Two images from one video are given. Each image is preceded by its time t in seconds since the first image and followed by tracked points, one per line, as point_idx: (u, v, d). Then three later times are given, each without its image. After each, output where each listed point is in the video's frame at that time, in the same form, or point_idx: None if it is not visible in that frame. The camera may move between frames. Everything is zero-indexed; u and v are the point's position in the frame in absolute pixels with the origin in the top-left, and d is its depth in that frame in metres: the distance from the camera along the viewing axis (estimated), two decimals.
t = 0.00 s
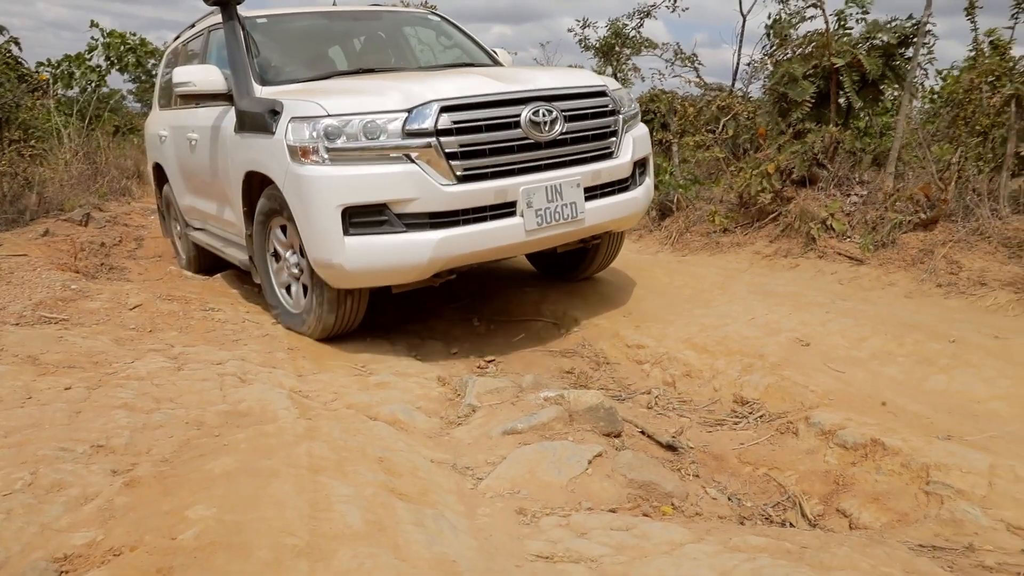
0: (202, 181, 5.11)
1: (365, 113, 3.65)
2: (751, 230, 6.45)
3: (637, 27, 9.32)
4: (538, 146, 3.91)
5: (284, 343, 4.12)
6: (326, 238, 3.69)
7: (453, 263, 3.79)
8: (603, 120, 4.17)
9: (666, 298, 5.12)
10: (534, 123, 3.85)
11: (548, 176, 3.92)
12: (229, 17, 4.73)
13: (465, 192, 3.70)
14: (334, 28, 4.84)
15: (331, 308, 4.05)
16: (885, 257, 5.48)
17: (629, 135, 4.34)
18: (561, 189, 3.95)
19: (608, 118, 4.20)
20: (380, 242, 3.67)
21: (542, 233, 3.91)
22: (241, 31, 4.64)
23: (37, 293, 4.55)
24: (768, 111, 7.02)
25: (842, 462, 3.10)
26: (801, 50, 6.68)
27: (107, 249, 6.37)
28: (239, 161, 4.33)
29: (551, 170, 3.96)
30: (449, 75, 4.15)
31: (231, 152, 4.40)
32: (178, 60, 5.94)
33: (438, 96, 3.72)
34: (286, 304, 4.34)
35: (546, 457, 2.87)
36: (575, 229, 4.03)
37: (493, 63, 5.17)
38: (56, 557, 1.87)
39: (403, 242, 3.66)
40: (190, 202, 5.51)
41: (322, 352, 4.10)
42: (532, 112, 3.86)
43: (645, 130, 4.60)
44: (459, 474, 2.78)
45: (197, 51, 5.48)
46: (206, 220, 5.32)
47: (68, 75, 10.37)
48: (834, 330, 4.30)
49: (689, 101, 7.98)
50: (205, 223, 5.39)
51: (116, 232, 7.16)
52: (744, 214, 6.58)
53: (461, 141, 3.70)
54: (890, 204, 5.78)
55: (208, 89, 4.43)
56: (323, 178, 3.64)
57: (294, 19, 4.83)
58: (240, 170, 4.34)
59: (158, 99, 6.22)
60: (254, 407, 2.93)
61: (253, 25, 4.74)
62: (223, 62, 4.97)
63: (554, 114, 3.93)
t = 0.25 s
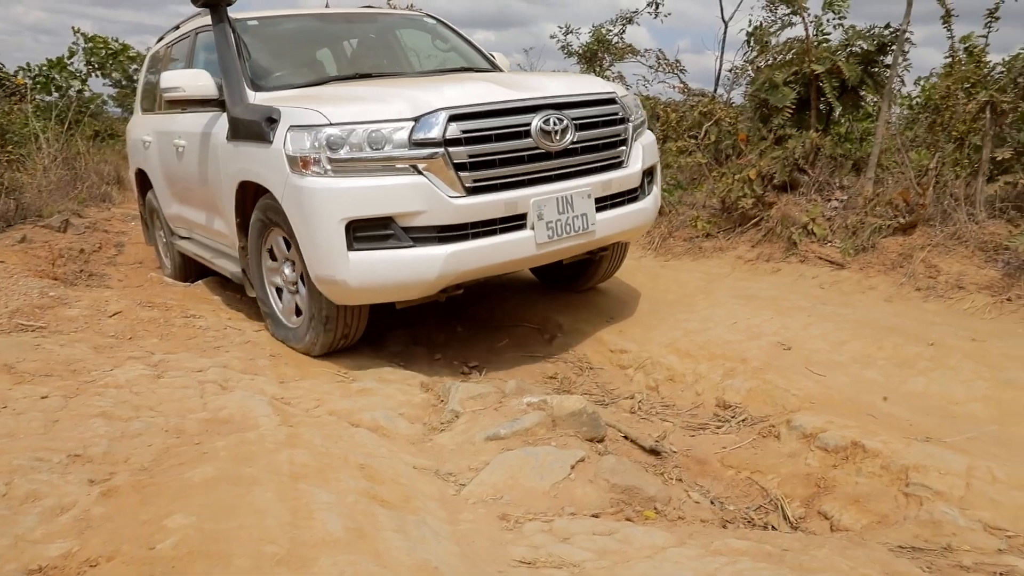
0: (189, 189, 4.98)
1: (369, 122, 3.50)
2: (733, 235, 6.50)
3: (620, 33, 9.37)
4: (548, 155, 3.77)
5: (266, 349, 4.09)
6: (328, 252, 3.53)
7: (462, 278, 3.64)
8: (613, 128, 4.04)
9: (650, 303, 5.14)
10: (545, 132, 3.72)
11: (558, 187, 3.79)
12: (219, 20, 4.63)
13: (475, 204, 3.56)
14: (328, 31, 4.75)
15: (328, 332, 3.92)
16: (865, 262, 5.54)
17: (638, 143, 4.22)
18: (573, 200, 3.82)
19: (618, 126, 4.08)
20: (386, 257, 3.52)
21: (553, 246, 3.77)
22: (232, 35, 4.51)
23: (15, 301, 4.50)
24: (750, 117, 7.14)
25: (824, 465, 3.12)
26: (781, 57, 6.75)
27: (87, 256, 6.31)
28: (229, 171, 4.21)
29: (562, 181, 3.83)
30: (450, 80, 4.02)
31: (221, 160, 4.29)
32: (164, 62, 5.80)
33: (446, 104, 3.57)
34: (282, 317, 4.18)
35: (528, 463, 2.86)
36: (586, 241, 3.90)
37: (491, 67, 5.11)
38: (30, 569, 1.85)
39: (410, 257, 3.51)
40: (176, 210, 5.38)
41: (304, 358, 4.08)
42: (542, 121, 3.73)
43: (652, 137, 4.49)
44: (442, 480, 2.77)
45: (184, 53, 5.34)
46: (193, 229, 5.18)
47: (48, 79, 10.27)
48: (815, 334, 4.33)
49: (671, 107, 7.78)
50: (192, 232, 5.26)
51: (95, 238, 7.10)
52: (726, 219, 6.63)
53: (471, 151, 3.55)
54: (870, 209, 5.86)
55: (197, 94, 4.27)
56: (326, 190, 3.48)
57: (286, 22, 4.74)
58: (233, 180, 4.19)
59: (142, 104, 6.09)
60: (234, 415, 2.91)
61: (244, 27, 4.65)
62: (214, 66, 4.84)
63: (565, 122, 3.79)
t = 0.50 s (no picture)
0: (176, 193, 4.83)
1: (377, 123, 3.31)
2: (715, 235, 6.55)
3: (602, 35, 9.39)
4: (563, 159, 3.62)
5: (247, 352, 4.07)
6: (333, 261, 3.34)
7: (474, 288, 3.47)
8: (627, 131, 3.91)
9: (633, 303, 5.16)
10: (561, 135, 3.56)
11: (574, 192, 3.63)
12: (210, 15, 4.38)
13: (489, 210, 3.39)
14: (325, 28, 4.52)
15: (329, 342, 3.72)
16: (845, 261, 5.59)
17: (651, 146, 4.09)
18: (588, 205, 3.67)
19: (632, 129, 3.94)
20: (396, 266, 3.33)
21: (569, 253, 3.62)
22: (224, 30, 4.29)
23: None
24: (731, 118, 7.16)
25: (804, 463, 3.15)
26: (761, 58, 6.80)
27: (65, 259, 6.25)
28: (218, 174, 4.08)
29: (576, 186, 3.68)
30: (456, 80, 3.86)
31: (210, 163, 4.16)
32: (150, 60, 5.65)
33: (458, 104, 3.39)
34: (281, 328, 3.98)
35: (510, 464, 2.86)
36: (601, 248, 3.76)
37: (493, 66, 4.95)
38: None
39: (422, 267, 3.33)
40: (163, 214, 5.24)
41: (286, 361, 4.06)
42: (558, 123, 3.57)
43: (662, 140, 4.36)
44: (424, 482, 2.76)
45: (172, 50, 5.16)
46: (180, 234, 5.06)
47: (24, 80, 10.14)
48: (796, 333, 4.37)
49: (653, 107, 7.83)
50: (179, 237, 5.12)
51: (74, 241, 7.03)
52: (708, 219, 6.67)
53: (485, 154, 3.38)
54: (849, 208, 5.91)
55: (188, 93, 4.03)
56: (332, 195, 3.28)
57: (280, 18, 4.48)
58: (226, 184, 3.99)
59: (125, 104, 5.98)
60: (215, 418, 2.89)
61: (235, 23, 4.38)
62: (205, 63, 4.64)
63: (581, 124, 3.64)
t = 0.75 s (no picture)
0: (164, 198, 4.69)
1: (393, 122, 3.14)
2: (696, 234, 6.62)
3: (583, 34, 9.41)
4: (587, 161, 3.48)
5: (227, 353, 4.05)
6: (347, 270, 3.17)
7: (495, 297, 3.31)
8: (650, 132, 3.78)
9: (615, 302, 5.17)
10: (586, 136, 3.42)
11: (598, 196, 3.50)
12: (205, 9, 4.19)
13: (513, 215, 3.23)
14: (322, 23, 4.32)
15: (336, 354, 3.56)
16: (824, 258, 5.64)
17: (671, 147, 3.97)
18: (613, 210, 3.55)
19: (654, 130, 3.82)
20: (415, 275, 3.16)
21: (592, 260, 3.49)
22: (219, 24, 4.09)
23: None
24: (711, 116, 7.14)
25: (784, 458, 3.17)
26: (741, 57, 6.82)
27: (43, 261, 6.19)
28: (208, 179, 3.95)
29: (599, 190, 3.55)
30: (468, 78, 3.70)
31: (201, 167, 4.02)
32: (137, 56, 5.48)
33: (480, 102, 3.22)
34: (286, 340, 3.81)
35: (492, 462, 2.87)
36: (624, 254, 3.64)
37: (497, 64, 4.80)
38: None
39: (442, 276, 3.16)
40: (149, 218, 5.11)
41: (267, 362, 4.04)
42: (583, 123, 3.43)
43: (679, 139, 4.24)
44: (405, 481, 2.76)
45: (161, 45, 4.99)
46: (167, 240, 4.96)
47: None
48: (776, 330, 4.40)
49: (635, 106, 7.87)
50: (166, 242, 4.99)
51: (51, 243, 6.97)
52: (689, 218, 6.72)
53: (508, 156, 3.22)
54: (828, 206, 5.96)
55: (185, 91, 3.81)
56: (348, 199, 3.11)
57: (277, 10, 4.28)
58: (226, 186, 3.79)
59: (108, 103, 5.88)
60: (194, 419, 2.87)
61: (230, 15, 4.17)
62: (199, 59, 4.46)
63: (606, 124, 3.50)
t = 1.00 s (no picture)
0: (155, 203, 4.63)
1: (410, 120, 2.95)
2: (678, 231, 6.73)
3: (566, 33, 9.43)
4: (613, 163, 3.34)
5: (208, 354, 4.02)
6: (361, 280, 2.97)
7: (516, 309, 3.14)
8: (674, 134, 3.67)
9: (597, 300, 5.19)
10: (612, 137, 3.28)
11: (624, 201, 3.36)
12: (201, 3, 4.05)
13: (538, 221, 3.07)
14: (320, 17, 4.21)
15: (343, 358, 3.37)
16: (803, 256, 5.69)
17: (693, 150, 3.86)
18: (639, 216, 3.42)
19: (678, 132, 3.71)
20: (434, 284, 2.98)
21: (617, 269, 3.35)
22: (216, 17, 3.98)
23: None
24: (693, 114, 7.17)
25: (763, 454, 3.20)
26: (722, 56, 6.87)
27: (20, 263, 6.13)
28: (200, 187, 3.88)
29: (625, 194, 3.42)
30: (480, 76, 3.55)
31: (193, 168, 3.92)
32: (125, 52, 5.39)
33: (502, 100, 3.05)
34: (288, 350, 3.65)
35: (473, 461, 2.87)
36: (650, 262, 3.50)
37: (503, 61, 4.71)
38: None
39: (462, 285, 2.98)
40: (138, 222, 5.07)
41: (248, 362, 4.02)
42: (609, 123, 3.29)
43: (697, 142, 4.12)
44: (386, 480, 2.76)
45: (152, 39, 4.89)
46: (157, 244, 4.91)
47: None
48: (757, 327, 4.43)
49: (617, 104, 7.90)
50: (156, 247, 4.95)
51: (29, 244, 6.90)
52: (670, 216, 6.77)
53: (533, 157, 3.06)
54: (807, 203, 6.02)
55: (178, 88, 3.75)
56: (363, 203, 2.91)
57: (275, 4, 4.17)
58: (226, 187, 3.61)
59: (95, 102, 5.82)
60: (173, 421, 2.86)
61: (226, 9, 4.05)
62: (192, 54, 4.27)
63: (633, 125, 3.37)
